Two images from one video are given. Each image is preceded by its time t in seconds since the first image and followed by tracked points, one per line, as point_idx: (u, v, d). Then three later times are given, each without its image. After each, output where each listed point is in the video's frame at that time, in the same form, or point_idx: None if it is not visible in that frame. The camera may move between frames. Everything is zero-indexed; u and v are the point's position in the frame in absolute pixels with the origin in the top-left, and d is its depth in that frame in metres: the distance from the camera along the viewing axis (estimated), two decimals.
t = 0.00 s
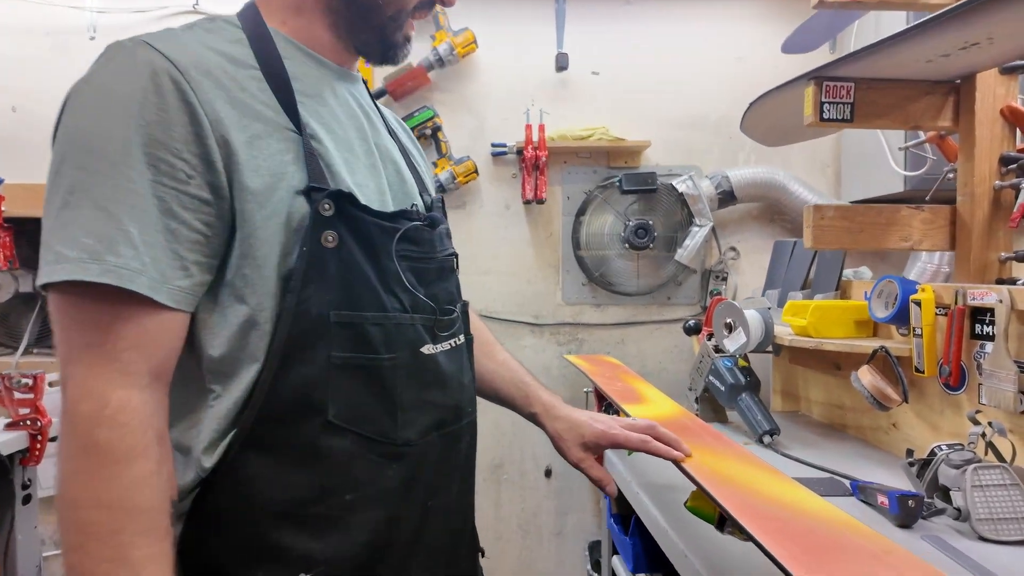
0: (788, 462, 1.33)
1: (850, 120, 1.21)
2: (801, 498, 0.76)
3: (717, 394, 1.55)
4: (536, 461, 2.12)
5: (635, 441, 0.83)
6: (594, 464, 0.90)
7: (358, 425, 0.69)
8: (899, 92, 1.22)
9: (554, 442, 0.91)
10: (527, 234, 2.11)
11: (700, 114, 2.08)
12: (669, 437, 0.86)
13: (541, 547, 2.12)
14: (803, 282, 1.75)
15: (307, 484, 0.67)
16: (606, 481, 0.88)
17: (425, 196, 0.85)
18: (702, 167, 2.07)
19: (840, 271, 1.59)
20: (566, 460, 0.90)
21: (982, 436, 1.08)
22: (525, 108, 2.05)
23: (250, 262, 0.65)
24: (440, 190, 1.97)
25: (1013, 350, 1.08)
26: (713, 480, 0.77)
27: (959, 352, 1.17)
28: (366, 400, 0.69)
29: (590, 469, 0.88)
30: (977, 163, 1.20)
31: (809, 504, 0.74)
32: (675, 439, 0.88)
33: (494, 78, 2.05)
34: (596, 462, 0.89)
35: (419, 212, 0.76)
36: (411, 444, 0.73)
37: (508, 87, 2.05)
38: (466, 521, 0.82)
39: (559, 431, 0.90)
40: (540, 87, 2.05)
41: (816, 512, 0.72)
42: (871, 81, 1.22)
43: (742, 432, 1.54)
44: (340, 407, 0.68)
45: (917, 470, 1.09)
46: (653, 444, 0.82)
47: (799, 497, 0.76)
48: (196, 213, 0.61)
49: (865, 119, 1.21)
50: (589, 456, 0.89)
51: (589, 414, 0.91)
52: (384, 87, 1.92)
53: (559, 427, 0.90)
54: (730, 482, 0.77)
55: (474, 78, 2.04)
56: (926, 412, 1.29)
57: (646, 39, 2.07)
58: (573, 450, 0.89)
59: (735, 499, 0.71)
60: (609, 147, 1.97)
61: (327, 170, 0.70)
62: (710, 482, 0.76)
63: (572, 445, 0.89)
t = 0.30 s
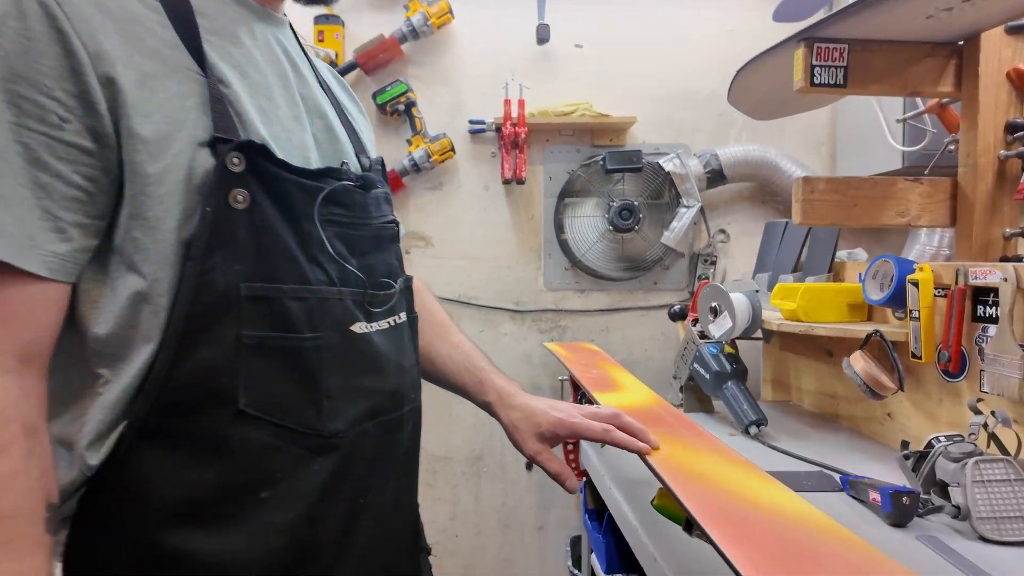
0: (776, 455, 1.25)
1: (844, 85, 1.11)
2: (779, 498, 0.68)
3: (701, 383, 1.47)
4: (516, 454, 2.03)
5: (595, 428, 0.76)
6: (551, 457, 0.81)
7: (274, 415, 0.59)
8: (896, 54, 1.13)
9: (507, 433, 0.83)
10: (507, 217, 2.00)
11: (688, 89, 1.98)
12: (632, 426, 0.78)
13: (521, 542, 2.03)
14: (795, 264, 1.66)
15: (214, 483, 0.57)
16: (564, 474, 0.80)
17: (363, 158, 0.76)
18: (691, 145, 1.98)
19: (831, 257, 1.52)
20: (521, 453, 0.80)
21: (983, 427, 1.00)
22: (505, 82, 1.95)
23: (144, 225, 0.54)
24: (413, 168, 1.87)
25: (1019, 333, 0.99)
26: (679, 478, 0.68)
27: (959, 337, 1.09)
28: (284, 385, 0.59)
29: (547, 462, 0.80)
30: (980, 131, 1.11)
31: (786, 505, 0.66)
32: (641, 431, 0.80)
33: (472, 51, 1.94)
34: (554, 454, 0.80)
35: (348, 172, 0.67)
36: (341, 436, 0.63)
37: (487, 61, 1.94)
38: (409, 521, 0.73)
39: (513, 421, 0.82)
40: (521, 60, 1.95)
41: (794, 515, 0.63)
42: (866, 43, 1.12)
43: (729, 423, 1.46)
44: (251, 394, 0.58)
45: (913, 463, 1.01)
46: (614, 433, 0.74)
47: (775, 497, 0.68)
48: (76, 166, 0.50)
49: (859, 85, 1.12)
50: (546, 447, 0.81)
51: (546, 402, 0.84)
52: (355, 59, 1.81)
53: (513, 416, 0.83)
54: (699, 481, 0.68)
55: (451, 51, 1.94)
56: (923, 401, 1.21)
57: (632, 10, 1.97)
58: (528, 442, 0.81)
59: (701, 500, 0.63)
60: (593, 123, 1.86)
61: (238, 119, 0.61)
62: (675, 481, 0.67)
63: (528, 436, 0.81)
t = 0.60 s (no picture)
0: (764, 447, 1.16)
1: (840, 44, 1.01)
2: (751, 503, 0.60)
3: (686, 369, 1.39)
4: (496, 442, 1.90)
5: (552, 418, 0.73)
6: (503, 450, 0.76)
7: (155, 408, 0.49)
8: (899, 10, 1.03)
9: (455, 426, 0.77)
10: (488, 195, 1.87)
11: (678, 60, 1.87)
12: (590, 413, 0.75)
13: (502, 536, 1.92)
14: (788, 244, 1.58)
15: (79, 490, 0.46)
16: (520, 468, 0.75)
17: (284, 112, 0.65)
18: (681, 119, 1.87)
19: (828, 231, 1.42)
20: (469, 446, 0.76)
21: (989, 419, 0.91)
22: (484, 52, 1.84)
23: None
24: (387, 143, 1.74)
25: None
26: (638, 483, 0.61)
27: (964, 319, 0.99)
28: (168, 374, 0.49)
29: (499, 456, 0.75)
30: (991, 94, 1.01)
31: (758, 512, 0.58)
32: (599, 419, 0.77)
33: (449, 18, 1.82)
34: (506, 446, 0.75)
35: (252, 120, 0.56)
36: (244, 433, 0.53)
37: (465, 29, 1.83)
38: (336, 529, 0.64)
39: (460, 412, 0.77)
40: (501, 28, 1.84)
41: (766, 526, 0.55)
42: None
43: (715, 411, 1.38)
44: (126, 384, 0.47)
45: (912, 458, 0.94)
46: (571, 421, 0.72)
47: (747, 502, 0.60)
48: None
49: (857, 44, 1.02)
50: (498, 440, 0.76)
51: (494, 389, 0.79)
52: (323, 27, 1.69)
53: (459, 407, 0.77)
54: (660, 486, 0.61)
55: (426, 18, 1.82)
56: (922, 389, 1.12)
57: None
58: (478, 435, 0.76)
59: (658, 510, 0.56)
60: (577, 95, 1.74)
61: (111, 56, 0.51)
62: (633, 487, 0.60)
63: (476, 428, 0.76)
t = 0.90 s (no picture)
0: (757, 432, 1.08)
1: None
2: (727, 497, 0.54)
3: (675, 350, 1.30)
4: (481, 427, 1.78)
5: (517, 392, 0.66)
6: (468, 429, 0.69)
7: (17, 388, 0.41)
8: None
9: (413, 405, 0.69)
10: (471, 168, 1.76)
11: (672, 24, 1.76)
12: (556, 384, 0.70)
13: (487, 525, 1.81)
14: (785, 218, 1.49)
15: None
16: (486, 447, 0.66)
17: (198, 51, 0.57)
18: (674, 88, 1.77)
19: (828, 203, 1.34)
20: (429, 427, 0.68)
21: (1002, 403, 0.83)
22: (466, 15, 1.73)
23: None
24: (363, 113, 1.63)
25: None
26: (602, 480, 0.55)
27: (975, 293, 0.91)
28: (32, 348, 0.42)
29: (465, 437, 0.67)
30: (1008, 47, 0.92)
31: (734, 508, 0.52)
32: (568, 398, 0.72)
33: None
34: (470, 424, 0.68)
35: (140, 49, 0.49)
36: (132, 420, 0.46)
37: None
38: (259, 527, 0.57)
39: (418, 390, 0.69)
40: None
41: (740, 525, 0.49)
42: None
43: (706, 394, 1.30)
44: None
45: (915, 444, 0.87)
46: (538, 398, 0.66)
47: (721, 496, 0.54)
48: None
49: None
50: (462, 419, 0.68)
51: (456, 364, 0.71)
52: None
53: (417, 384, 0.69)
54: (626, 483, 0.56)
55: None
56: (927, 371, 1.05)
57: None
58: (440, 414, 0.68)
59: (620, 511, 0.50)
60: (565, 61, 1.63)
61: None
62: (595, 485, 0.55)
63: (437, 406, 0.68)
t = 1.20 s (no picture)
0: (754, 414, 1.03)
1: None
2: (716, 492, 0.49)
3: (670, 329, 1.25)
4: (472, 408, 1.69)
5: (488, 367, 0.63)
6: (435, 408, 0.65)
7: None
8: None
9: (376, 382, 0.66)
10: (460, 140, 1.68)
11: None
12: (533, 358, 0.68)
13: (479, 508, 1.73)
14: (788, 190, 1.42)
15: None
16: (454, 428, 0.63)
17: None
18: (672, 55, 1.68)
19: (832, 176, 1.28)
20: (393, 407, 0.64)
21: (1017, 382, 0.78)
22: None
23: None
24: (345, 81, 1.55)
25: None
26: (573, 473, 0.51)
27: (990, 266, 0.84)
28: None
29: (431, 418, 0.63)
30: None
31: (723, 503, 0.47)
32: (545, 377, 0.69)
33: None
34: (438, 404, 0.64)
35: None
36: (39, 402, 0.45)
37: None
38: (198, 515, 0.56)
39: (382, 365, 0.65)
40: None
41: (729, 524, 0.44)
42: None
43: (701, 374, 1.24)
44: None
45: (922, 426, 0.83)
46: (511, 374, 0.63)
47: (708, 490, 0.50)
48: None
49: None
50: (429, 398, 0.64)
51: (425, 339, 0.68)
52: None
53: (382, 359, 0.65)
54: (601, 475, 0.51)
55: None
56: (934, 349, 0.99)
57: None
58: (404, 393, 0.64)
59: (592, 508, 0.46)
60: (559, 25, 1.54)
61: None
62: (566, 479, 0.50)
63: (402, 383, 0.64)
